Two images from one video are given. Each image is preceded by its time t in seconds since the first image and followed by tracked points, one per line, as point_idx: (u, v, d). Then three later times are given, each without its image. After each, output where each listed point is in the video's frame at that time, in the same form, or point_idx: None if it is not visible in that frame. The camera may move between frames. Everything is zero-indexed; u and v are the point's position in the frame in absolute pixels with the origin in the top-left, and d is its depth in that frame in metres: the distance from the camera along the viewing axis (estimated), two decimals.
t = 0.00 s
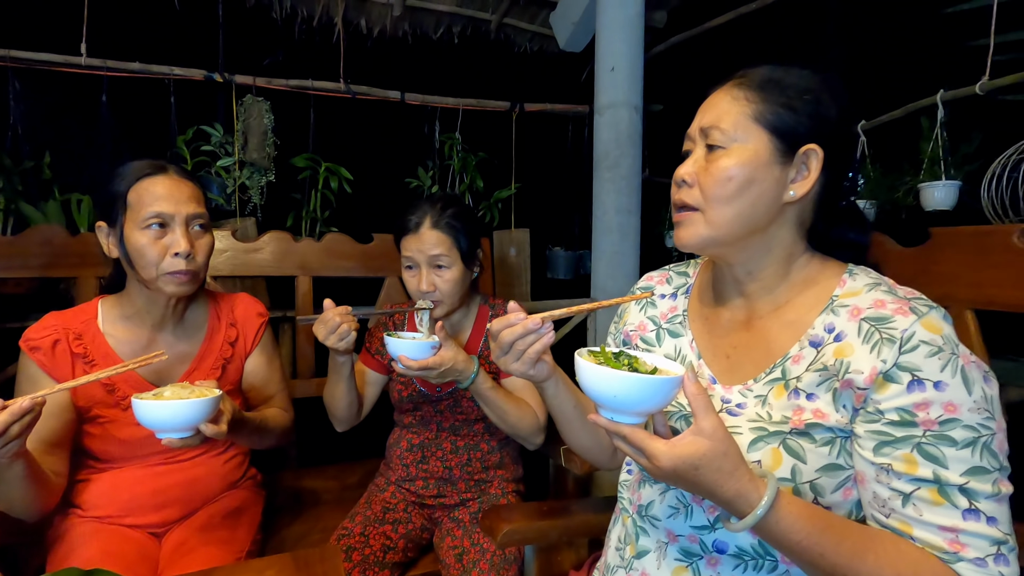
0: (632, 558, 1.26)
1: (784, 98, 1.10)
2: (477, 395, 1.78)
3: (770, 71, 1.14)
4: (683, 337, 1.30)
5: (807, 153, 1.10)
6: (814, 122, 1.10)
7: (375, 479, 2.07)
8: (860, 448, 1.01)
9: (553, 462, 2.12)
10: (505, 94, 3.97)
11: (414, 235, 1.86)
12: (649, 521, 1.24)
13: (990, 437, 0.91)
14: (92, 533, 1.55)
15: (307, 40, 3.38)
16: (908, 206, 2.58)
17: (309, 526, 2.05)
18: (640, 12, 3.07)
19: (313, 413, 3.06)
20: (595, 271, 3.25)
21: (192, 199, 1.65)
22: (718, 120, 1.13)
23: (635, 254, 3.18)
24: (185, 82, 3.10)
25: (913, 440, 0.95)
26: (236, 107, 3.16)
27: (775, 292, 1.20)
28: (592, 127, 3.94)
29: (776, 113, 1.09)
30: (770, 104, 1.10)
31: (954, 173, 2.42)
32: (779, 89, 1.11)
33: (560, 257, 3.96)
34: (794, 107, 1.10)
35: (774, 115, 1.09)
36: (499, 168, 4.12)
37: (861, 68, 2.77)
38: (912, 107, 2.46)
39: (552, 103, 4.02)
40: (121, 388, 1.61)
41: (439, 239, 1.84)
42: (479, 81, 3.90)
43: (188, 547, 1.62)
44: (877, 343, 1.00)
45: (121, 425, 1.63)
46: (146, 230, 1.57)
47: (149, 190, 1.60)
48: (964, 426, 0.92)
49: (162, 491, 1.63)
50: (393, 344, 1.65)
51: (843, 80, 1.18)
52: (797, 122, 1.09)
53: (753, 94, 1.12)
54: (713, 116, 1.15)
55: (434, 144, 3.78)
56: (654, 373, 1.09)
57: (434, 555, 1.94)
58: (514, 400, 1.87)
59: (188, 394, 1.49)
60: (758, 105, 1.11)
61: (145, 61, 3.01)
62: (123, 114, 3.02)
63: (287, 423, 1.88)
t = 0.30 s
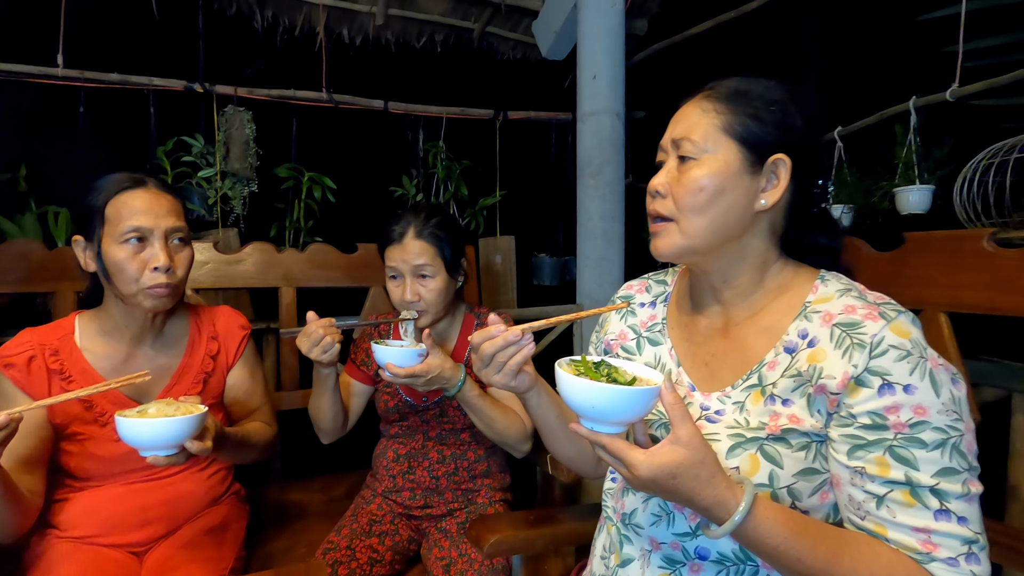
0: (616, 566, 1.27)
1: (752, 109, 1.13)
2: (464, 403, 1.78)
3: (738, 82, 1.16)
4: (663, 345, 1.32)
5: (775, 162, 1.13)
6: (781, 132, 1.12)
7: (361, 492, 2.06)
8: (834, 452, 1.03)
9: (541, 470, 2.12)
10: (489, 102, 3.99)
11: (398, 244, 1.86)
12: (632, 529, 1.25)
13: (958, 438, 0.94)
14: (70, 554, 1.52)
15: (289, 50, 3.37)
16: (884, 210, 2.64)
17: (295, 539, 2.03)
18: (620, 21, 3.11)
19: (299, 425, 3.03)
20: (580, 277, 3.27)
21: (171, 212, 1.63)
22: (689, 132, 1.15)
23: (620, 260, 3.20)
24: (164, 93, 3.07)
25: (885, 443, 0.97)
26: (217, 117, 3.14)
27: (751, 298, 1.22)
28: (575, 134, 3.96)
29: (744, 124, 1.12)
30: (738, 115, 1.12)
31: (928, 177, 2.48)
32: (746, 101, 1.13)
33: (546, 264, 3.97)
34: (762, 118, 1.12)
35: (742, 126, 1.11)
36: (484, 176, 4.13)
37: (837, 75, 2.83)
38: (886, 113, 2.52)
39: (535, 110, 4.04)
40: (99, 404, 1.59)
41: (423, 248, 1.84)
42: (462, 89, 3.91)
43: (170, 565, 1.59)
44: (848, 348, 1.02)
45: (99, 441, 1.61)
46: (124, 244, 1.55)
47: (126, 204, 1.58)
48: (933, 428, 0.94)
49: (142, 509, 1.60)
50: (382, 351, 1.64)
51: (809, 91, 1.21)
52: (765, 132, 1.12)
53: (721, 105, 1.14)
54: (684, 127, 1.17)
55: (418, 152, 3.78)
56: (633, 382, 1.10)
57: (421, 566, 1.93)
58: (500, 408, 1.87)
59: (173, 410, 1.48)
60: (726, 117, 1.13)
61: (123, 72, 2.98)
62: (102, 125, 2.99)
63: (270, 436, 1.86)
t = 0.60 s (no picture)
0: (606, 564, 1.28)
1: (730, 111, 1.14)
2: (456, 404, 1.78)
3: (717, 85, 1.18)
4: (650, 345, 1.33)
5: (755, 163, 1.14)
6: (759, 133, 1.14)
7: (352, 495, 2.05)
8: (818, 447, 1.04)
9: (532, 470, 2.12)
10: (478, 103, 3.99)
11: (387, 246, 1.86)
12: (622, 527, 1.26)
13: (937, 431, 0.95)
14: (56, 562, 1.51)
15: (276, 52, 3.35)
16: (869, 209, 2.67)
17: (286, 544, 2.02)
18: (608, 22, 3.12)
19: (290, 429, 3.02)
20: (571, 277, 3.27)
21: (158, 216, 1.62)
22: (669, 135, 1.16)
23: (610, 259, 3.21)
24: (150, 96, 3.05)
25: (866, 437, 0.98)
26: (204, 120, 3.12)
27: (735, 297, 1.24)
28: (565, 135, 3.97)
29: (723, 125, 1.13)
30: (717, 117, 1.14)
31: (912, 176, 2.51)
32: (725, 103, 1.15)
33: (537, 265, 3.98)
34: (740, 119, 1.13)
35: (722, 127, 1.13)
36: (473, 178, 4.13)
37: (822, 75, 2.86)
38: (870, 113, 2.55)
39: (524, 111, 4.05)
40: (86, 408, 1.58)
41: (412, 250, 1.84)
42: (452, 90, 3.91)
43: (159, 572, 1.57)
44: (829, 344, 1.03)
45: (85, 446, 1.59)
46: (110, 249, 1.54)
47: (112, 208, 1.57)
48: (913, 421, 0.96)
49: (130, 515, 1.59)
50: (373, 353, 1.64)
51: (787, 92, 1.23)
52: (743, 134, 1.13)
53: (701, 108, 1.16)
54: (665, 130, 1.18)
55: (408, 154, 3.78)
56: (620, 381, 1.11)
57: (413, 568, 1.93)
58: (492, 408, 1.87)
59: (161, 416, 1.47)
60: (706, 119, 1.14)
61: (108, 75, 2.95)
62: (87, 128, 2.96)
63: (259, 440, 1.85)
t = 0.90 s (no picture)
0: (599, 557, 1.28)
1: (719, 105, 1.15)
2: (448, 400, 1.78)
3: (706, 79, 1.18)
4: (642, 339, 1.33)
5: (743, 157, 1.15)
6: (747, 128, 1.15)
7: (346, 492, 2.05)
8: (806, 437, 1.06)
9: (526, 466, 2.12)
10: (470, 101, 3.98)
11: (378, 244, 1.85)
12: (614, 519, 1.27)
13: (922, 419, 0.97)
14: (48, 563, 1.50)
15: (266, 49, 3.33)
16: (858, 203, 2.69)
17: (280, 543, 2.02)
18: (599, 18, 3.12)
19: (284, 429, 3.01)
20: (564, 274, 3.28)
21: (151, 228, 1.60)
22: (660, 128, 1.17)
23: (603, 255, 3.22)
24: (139, 94, 3.02)
25: (853, 426, 0.99)
26: (194, 119, 3.10)
27: (724, 290, 1.25)
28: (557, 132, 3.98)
29: (712, 120, 1.14)
30: (707, 111, 1.14)
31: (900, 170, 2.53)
32: (714, 97, 1.16)
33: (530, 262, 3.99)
34: (729, 114, 1.14)
35: (711, 122, 1.13)
36: (466, 176, 4.13)
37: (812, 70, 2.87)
38: (859, 107, 2.56)
39: (516, 109, 4.05)
40: (76, 407, 1.58)
41: (403, 247, 1.84)
42: (444, 87, 3.89)
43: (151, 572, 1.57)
44: (817, 335, 1.05)
45: (76, 446, 1.58)
46: (98, 258, 1.53)
47: (104, 217, 1.54)
48: (898, 410, 0.97)
49: (122, 515, 1.58)
50: (364, 350, 1.64)
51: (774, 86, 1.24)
52: (732, 128, 1.14)
53: (690, 102, 1.16)
54: (655, 123, 1.19)
55: (400, 152, 3.77)
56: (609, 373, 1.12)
57: (408, 565, 1.93)
58: (484, 403, 1.87)
59: (156, 412, 1.48)
60: (695, 113, 1.15)
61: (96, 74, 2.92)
62: (75, 127, 2.93)
63: (252, 439, 1.85)
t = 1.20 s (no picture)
0: (596, 548, 1.29)
1: (724, 101, 1.14)
2: (445, 393, 1.78)
3: (711, 74, 1.18)
4: (642, 333, 1.33)
5: (744, 156, 1.15)
6: (751, 125, 1.14)
7: (343, 484, 2.06)
8: (806, 430, 1.06)
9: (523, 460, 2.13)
10: (470, 94, 3.97)
11: (376, 236, 1.85)
12: (612, 511, 1.28)
13: (922, 414, 0.97)
14: (45, 552, 1.50)
15: (265, 40, 3.31)
16: (857, 200, 2.70)
17: (277, 534, 2.02)
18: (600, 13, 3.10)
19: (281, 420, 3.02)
20: (562, 269, 3.28)
21: (148, 222, 1.58)
22: (663, 120, 1.16)
23: (602, 251, 3.22)
24: (137, 84, 3.00)
25: (853, 420, 1.00)
26: (192, 110, 3.08)
27: (722, 286, 1.25)
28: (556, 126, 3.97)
29: (716, 115, 1.13)
30: (712, 107, 1.14)
31: (899, 168, 2.53)
32: (719, 92, 1.15)
33: (528, 256, 3.99)
34: (734, 110, 1.14)
35: (715, 117, 1.13)
36: (464, 169, 4.12)
37: (814, 67, 2.86)
38: (860, 104, 2.56)
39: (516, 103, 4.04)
40: (73, 397, 1.57)
41: (401, 241, 1.83)
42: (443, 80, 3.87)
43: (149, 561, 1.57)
44: (819, 330, 1.05)
45: (73, 436, 1.58)
46: (94, 251, 1.52)
47: (102, 210, 1.53)
48: (899, 404, 0.97)
49: (120, 505, 1.58)
50: (361, 342, 1.64)
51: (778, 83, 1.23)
52: (736, 125, 1.13)
53: (695, 96, 1.16)
54: (659, 115, 1.18)
55: (399, 145, 3.76)
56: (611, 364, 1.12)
57: (405, 557, 1.94)
58: (481, 397, 1.88)
59: (155, 404, 1.48)
60: (699, 108, 1.14)
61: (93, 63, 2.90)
62: (72, 117, 2.91)
63: (250, 431, 1.85)
